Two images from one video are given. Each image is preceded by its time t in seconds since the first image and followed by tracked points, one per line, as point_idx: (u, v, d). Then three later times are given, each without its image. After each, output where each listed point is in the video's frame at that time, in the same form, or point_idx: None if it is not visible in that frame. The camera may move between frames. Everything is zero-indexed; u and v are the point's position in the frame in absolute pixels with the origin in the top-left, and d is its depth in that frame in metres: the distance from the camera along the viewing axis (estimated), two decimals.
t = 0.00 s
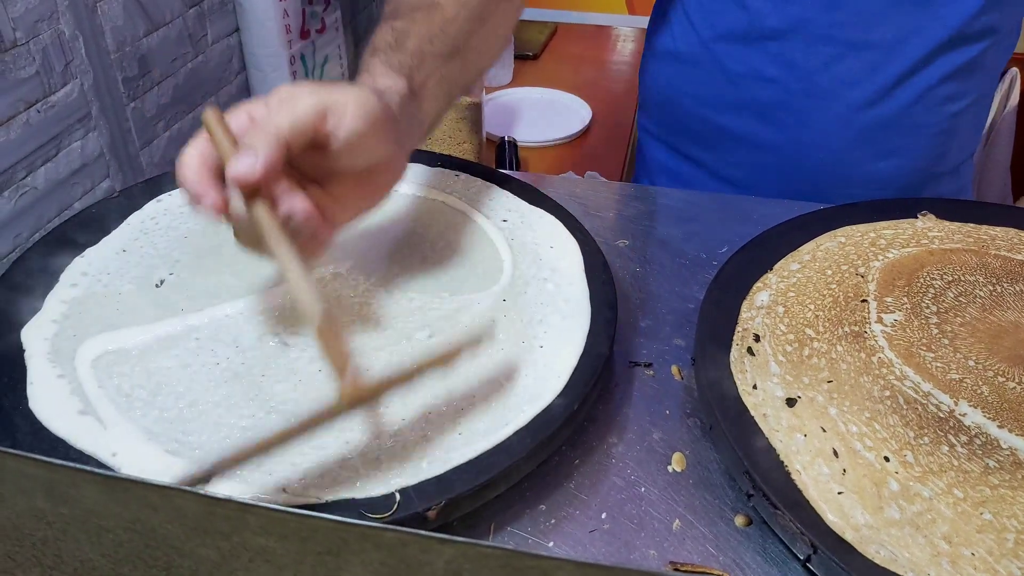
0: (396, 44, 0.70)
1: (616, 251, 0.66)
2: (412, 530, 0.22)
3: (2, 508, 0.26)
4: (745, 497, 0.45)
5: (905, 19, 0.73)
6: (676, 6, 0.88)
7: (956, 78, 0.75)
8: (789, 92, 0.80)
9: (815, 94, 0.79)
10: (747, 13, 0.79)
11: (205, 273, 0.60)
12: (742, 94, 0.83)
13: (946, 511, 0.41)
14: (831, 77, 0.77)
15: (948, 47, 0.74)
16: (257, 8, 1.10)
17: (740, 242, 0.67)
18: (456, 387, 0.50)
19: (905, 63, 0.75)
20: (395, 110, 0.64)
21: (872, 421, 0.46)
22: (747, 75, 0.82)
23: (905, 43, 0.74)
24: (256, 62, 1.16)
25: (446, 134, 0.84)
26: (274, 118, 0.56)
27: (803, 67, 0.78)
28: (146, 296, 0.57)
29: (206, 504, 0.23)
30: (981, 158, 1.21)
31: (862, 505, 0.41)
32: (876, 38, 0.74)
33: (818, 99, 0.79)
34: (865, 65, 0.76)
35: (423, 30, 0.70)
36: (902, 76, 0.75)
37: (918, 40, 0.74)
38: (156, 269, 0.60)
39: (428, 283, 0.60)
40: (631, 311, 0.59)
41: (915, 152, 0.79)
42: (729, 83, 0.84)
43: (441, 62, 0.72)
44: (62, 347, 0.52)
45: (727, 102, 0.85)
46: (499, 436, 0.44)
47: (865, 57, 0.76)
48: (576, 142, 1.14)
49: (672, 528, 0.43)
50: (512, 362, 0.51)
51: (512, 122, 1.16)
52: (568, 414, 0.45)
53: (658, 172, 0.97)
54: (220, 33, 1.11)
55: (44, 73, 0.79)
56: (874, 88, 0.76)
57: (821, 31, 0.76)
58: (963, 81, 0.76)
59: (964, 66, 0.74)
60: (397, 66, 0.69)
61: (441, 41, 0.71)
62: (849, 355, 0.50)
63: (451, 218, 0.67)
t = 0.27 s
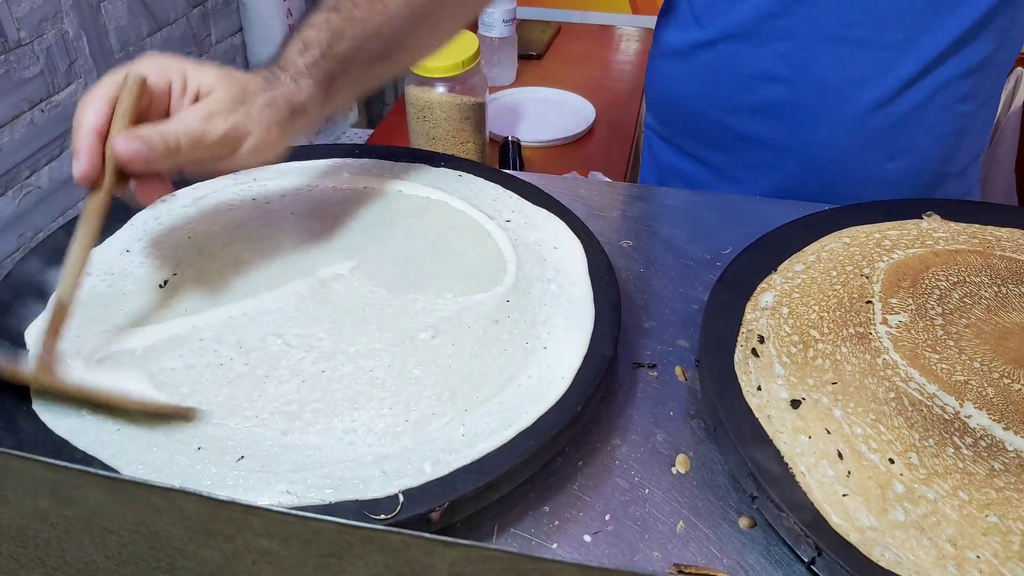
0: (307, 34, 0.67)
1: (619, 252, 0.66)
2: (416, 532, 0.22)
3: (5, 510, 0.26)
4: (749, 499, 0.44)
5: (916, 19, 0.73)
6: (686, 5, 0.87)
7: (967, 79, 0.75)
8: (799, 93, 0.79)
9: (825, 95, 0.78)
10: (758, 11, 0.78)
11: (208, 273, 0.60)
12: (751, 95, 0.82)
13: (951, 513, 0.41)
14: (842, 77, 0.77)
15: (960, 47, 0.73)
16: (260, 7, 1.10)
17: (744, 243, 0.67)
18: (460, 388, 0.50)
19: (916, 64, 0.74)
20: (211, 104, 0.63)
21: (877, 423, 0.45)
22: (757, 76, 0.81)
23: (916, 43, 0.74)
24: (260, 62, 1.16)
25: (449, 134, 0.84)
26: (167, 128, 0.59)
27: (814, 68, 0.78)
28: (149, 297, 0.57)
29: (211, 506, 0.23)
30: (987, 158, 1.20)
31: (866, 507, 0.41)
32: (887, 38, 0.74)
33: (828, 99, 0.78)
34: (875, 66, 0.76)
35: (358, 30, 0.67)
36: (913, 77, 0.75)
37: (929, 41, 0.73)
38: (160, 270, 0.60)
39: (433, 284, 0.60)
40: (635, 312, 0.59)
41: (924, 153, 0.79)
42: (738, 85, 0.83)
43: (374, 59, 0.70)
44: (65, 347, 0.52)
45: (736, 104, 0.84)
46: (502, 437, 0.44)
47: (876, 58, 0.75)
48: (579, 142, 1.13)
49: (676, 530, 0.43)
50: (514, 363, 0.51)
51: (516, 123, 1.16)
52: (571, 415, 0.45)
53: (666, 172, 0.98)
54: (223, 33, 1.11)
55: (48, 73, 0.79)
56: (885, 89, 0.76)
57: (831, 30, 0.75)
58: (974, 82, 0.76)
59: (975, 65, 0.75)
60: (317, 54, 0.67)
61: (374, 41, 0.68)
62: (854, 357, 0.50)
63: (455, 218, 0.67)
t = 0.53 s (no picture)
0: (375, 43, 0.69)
1: (619, 253, 0.66)
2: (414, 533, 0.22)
3: (5, 510, 0.26)
4: (748, 500, 0.44)
5: (906, 15, 0.73)
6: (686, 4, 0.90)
7: (964, 76, 0.74)
8: (791, 88, 0.81)
9: (815, 90, 0.79)
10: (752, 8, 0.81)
11: (209, 274, 0.60)
12: (746, 90, 0.84)
13: (951, 514, 0.41)
14: (831, 72, 0.78)
15: (953, 45, 0.72)
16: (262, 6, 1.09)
17: (744, 243, 0.67)
18: (459, 389, 0.50)
19: (908, 60, 0.74)
20: None
21: (876, 424, 0.45)
22: (751, 71, 0.83)
23: (907, 40, 0.74)
24: (261, 62, 1.16)
25: (450, 134, 0.84)
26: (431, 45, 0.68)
27: (804, 63, 0.79)
28: (150, 298, 0.57)
29: (209, 507, 0.23)
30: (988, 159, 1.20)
31: (866, 508, 0.41)
32: (877, 35, 0.74)
33: (819, 95, 0.79)
34: (866, 62, 0.76)
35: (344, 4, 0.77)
36: (904, 72, 0.75)
37: (920, 37, 0.73)
38: (161, 271, 0.60)
39: (431, 285, 0.60)
40: (635, 312, 0.59)
41: (921, 152, 0.78)
42: (735, 81, 0.85)
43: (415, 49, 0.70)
44: (66, 348, 0.52)
45: (733, 99, 0.86)
46: (501, 438, 0.44)
47: (866, 53, 0.76)
48: (580, 142, 1.13)
49: (675, 530, 0.43)
50: (514, 363, 0.51)
51: (517, 123, 1.16)
52: (570, 416, 0.45)
53: (662, 170, 0.97)
54: (225, 34, 1.11)
55: (49, 73, 0.79)
56: (875, 84, 0.76)
57: (821, 27, 0.77)
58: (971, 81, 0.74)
59: (971, 64, 0.73)
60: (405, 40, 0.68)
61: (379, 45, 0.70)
62: (854, 358, 0.50)
63: (458, 219, 0.67)
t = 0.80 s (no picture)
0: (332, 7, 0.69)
1: (617, 253, 0.66)
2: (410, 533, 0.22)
3: (4, 511, 0.26)
4: (745, 500, 0.45)
5: (906, 10, 0.73)
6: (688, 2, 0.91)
7: (964, 75, 0.74)
8: (790, 83, 0.81)
9: (815, 86, 0.79)
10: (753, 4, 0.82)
11: (207, 275, 0.60)
12: (746, 86, 0.85)
13: (946, 514, 0.41)
14: (831, 68, 0.78)
15: (954, 42, 0.72)
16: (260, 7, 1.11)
17: (742, 244, 0.67)
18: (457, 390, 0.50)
19: (907, 56, 0.75)
20: None
21: (873, 424, 0.46)
22: (751, 66, 0.84)
23: (907, 36, 0.74)
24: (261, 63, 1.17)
25: (448, 136, 0.84)
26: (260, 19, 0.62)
27: (804, 58, 0.79)
28: (149, 298, 0.58)
29: (206, 507, 0.23)
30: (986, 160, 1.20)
31: (862, 508, 0.41)
32: (877, 30, 0.75)
33: (818, 90, 0.80)
34: (866, 58, 0.76)
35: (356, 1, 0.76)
36: (903, 68, 0.75)
37: (920, 33, 0.73)
38: (159, 272, 0.60)
39: (433, 285, 0.60)
40: (632, 313, 0.59)
41: (920, 149, 0.78)
42: (734, 76, 0.85)
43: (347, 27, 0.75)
44: (64, 350, 0.52)
45: (732, 96, 0.86)
46: (498, 438, 0.44)
47: (865, 48, 0.76)
48: (579, 143, 1.14)
49: (671, 530, 0.43)
50: (511, 363, 0.52)
51: (516, 124, 1.16)
52: (567, 416, 0.45)
53: (662, 168, 0.98)
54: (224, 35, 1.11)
55: (49, 75, 0.80)
56: (875, 80, 0.77)
57: (821, 22, 0.78)
58: (971, 80, 0.74)
59: (971, 62, 0.73)
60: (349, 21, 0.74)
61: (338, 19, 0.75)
62: (850, 358, 0.50)
63: (456, 218, 0.67)
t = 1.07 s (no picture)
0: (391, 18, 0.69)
1: (615, 254, 0.66)
2: (407, 533, 0.22)
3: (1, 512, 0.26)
4: (742, 500, 0.45)
5: (899, 9, 0.74)
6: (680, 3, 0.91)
7: (957, 72, 0.74)
8: (786, 83, 0.81)
9: (811, 86, 0.79)
10: (746, 5, 0.82)
11: (205, 276, 0.60)
12: (741, 86, 0.85)
13: (943, 514, 0.41)
14: (827, 68, 0.78)
15: (947, 39, 0.73)
16: (259, 9, 1.10)
17: (739, 244, 0.67)
18: (455, 390, 0.50)
19: (902, 55, 0.75)
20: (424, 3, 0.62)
21: (869, 424, 0.46)
22: (745, 66, 0.83)
23: (901, 35, 0.74)
24: (259, 64, 1.16)
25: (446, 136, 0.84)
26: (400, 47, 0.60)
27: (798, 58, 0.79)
28: (147, 299, 0.58)
29: (203, 508, 0.23)
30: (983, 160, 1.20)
31: (858, 508, 0.41)
32: (871, 29, 0.75)
33: (815, 91, 0.79)
34: (861, 57, 0.77)
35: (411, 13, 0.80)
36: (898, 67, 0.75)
37: (913, 32, 0.74)
38: (157, 273, 0.60)
39: (431, 285, 0.60)
40: (630, 313, 0.59)
41: (915, 148, 0.78)
42: (729, 78, 0.85)
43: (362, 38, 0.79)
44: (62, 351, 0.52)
45: (727, 96, 0.86)
46: (495, 439, 0.44)
47: (860, 47, 0.76)
48: (577, 144, 1.14)
49: (669, 531, 0.43)
50: (509, 363, 0.52)
51: (514, 125, 1.16)
52: (565, 417, 0.45)
53: (658, 170, 0.97)
54: (223, 36, 1.11)
55: (47, 76, 0.80)
56: (870, 79, 0.77)
57: (815, 22, 0.78)
58: (963, 77, 0.75)
59: (963, 59, 0.73)
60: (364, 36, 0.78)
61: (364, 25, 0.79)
62: (847, 358, 0.50)
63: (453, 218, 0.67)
